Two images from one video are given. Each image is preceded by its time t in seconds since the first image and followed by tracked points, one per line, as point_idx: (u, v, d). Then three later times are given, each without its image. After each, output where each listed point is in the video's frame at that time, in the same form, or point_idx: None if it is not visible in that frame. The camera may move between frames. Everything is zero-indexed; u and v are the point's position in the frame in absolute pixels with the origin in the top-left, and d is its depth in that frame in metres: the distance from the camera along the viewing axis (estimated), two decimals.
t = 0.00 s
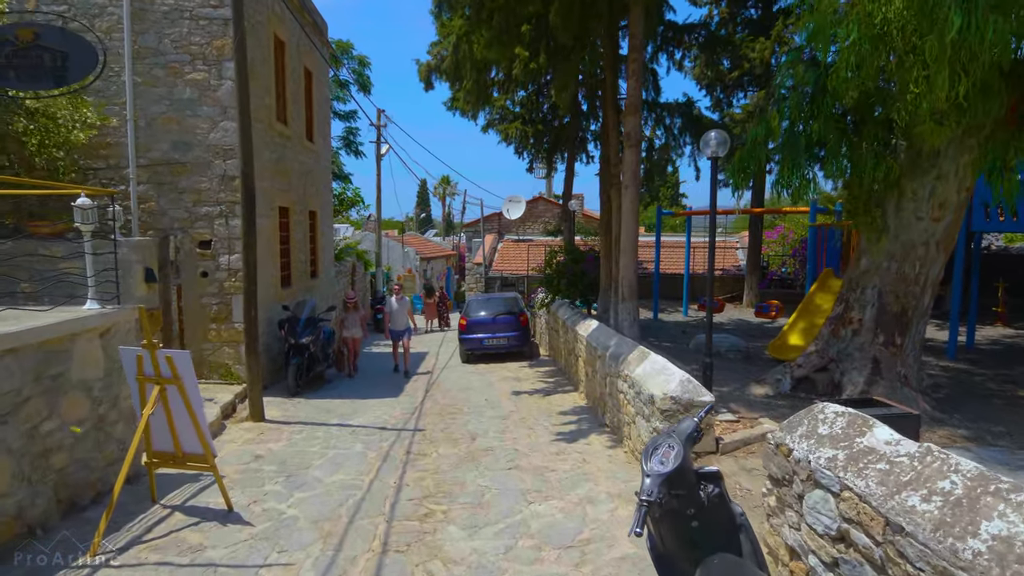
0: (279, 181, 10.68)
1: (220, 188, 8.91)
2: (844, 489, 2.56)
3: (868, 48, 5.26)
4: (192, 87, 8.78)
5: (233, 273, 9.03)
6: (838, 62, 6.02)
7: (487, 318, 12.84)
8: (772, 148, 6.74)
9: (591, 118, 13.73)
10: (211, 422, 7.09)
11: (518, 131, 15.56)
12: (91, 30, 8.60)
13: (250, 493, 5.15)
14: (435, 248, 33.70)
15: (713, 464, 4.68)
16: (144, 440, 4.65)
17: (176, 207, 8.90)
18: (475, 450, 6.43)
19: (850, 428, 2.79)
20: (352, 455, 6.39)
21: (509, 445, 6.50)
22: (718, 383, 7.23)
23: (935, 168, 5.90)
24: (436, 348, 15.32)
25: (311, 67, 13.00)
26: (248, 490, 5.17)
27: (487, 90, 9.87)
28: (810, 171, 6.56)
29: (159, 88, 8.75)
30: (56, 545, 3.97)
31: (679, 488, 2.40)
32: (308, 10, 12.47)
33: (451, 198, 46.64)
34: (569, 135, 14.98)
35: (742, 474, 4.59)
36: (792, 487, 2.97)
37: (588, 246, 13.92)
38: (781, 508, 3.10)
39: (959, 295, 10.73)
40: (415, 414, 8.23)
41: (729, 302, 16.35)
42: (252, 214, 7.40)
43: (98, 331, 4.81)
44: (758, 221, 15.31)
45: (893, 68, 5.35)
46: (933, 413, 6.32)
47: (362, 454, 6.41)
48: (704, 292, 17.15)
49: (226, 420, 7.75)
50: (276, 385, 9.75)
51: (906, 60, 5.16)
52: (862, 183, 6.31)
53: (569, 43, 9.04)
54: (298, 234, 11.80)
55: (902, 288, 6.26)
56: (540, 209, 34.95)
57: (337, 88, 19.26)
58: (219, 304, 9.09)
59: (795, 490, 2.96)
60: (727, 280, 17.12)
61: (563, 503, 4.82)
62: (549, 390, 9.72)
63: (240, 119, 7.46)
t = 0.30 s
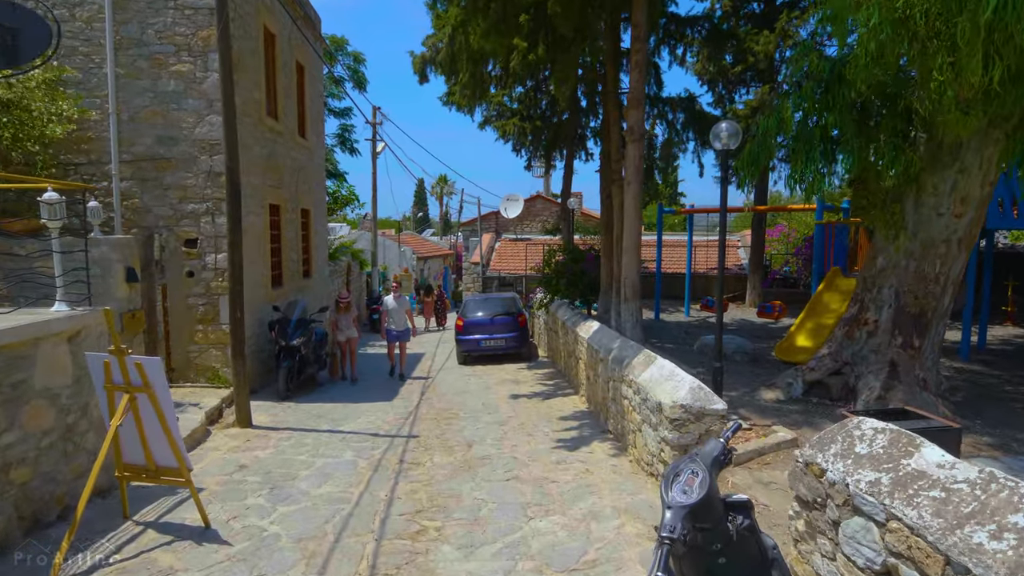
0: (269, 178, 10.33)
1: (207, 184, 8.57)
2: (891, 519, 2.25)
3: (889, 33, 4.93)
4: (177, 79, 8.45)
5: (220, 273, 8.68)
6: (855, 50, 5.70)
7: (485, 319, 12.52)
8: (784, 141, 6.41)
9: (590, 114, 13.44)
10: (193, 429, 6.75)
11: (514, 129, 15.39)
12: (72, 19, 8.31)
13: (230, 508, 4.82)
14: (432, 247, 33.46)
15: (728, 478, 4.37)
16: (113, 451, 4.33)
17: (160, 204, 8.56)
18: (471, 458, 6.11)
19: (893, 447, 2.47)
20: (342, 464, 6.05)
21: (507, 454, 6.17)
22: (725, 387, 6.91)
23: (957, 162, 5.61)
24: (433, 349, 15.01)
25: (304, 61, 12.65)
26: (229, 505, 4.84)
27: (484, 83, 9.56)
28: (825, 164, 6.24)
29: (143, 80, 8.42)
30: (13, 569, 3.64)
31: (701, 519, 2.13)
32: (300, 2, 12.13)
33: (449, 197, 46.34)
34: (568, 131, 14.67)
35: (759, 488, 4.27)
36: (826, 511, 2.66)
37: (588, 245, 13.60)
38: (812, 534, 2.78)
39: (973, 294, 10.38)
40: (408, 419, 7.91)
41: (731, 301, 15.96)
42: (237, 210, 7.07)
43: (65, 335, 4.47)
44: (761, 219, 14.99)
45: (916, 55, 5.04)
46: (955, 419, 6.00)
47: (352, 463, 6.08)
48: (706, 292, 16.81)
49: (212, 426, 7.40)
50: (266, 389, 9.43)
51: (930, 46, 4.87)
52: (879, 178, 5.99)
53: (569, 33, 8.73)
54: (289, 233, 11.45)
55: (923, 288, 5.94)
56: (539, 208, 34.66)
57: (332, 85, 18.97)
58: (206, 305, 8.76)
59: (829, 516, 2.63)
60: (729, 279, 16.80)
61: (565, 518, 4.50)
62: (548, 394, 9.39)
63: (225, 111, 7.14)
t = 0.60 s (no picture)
0: (259, 173, 9.98)
1: (192, 180, 8.22)
2: (958, 557, 1.91)
3: (915, 14, 4.59)
4: (161, 70, 8.10)
5: (207, 272, 8.32)
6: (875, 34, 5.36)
7: (483, 320, 12.17)
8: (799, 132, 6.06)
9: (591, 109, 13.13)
10: (175, 436, 6.39)
11: (512, 126, 15.09)
12: (52, 7, 7.97)
13: (207, 525, 4.47)
14: (430, 248, 33.13)
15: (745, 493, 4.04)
16: (78, 464, 3.99)
17: (144, 200, 8.21)
18: (468, 467, 5.77)
19: (952, 468, 2.15)
20: (330, 474, 5.70)
21: (506, 463, 5.82)
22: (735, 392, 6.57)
23: (984, 153, 5.31)
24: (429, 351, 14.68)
25: (296, 55, 12.31)
26: (207, 522, 4.49)
27: (481, 75, 9.22)
28: (842, 156, 5.91)
29: (126, 72, 8.07)
30: None
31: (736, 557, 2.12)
32: None
33: (447, 198, 46.02)
34: (568, 128, 14.34)
35: (779, 505, 3.93)
36: (869, 541, 2.34)
37: (588, 244, 13.25)
38: (853, 567, 2.44)
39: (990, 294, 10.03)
40: (402, 425, 7.56)
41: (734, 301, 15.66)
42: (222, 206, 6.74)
43: (27, 338, 4.13)
44: (765, 218, 14.65)
45: (939, 39, 4.70)
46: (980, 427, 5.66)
47: (341, 473, 5.73)
48: (708, 292, 16.49)
49: (196, 432, 7.05)
50: (256, 393, 9.08)
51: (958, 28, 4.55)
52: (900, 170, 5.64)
53: (570, 21, 8.39)
54: (281, 231, 11.09)
55: (946, 287, 5.62)
56: (538, 207, 34.32)
57: (328, 81, 18.64)
58: (192, 306, 8.40)
59: (875, 547, 2.30)
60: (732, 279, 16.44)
61: (569, 536, 4.14)
62: (548, 398, 9.04)
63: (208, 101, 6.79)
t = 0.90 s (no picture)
0: (249, 170, 9.63)
1: (177, 176, 7.87)
2: None
3: None
4: (145, 62, 7.76)
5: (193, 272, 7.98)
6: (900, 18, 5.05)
7: (481, 321, 11.83)
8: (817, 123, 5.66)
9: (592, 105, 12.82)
10: (156, 445, 6.05)
11: (512, 121, 14.80)
12: None
13: (181, 546, 4.13)
14: (429, 247, 32.80)
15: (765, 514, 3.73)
16: (38, 482, 3.67)
17: (128, 197, 7.87)
18: (465, 480, 5.43)
19: None
20: (317, 487, 5.36)
21: (505, 475, 5.48)
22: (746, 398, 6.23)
23: (1016, 145, 5.00)
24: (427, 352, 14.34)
25: (289, 48, 11.95)
26: (181, 543, 4.15)
27: (479, 68, 8.88)
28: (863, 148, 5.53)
29: (108, 63, 7.73)
30: None
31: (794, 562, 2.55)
32: None
33: (445, 197, 45.68)
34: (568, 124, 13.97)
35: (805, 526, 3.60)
36: None
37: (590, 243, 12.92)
38: None
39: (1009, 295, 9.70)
40: (396, 432, 7.22)
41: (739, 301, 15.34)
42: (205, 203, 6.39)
43: None
44: (771, 216, 14.30)
45: (973, 21, 4.50)
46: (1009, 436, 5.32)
47: (329, 486, 5.38)
48: (712, 292, 16.16)
49: (180, 440, 6.71)
50: (246, 399, 8.74)
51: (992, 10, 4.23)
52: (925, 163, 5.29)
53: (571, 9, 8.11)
54: (272, 230, 10.72)
55: (974, 288, 5.27)
56: (538, 206, 33.97)
57: (323, 77, 18.33)
58: (178, 307, 8.05)
59: None
60: (737, 279, 16.10)
61: (574, 561, 3.80)
62: (549, 402, 8.70)
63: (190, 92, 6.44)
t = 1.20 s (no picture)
0: (239, 166, 9.28)
1: (163, 171, 7.53)
2: None
3: None
4: (129, 52, 7.41)
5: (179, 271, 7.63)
6: None
7: (480, 322, 11.49)
8: (838, 113, 5.27)
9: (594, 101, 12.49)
10: (136, 455, 5.71)
11: (512, 117, 14.48)
12: None
13: (153, 570, 3.79)
14: (427, 246, 32.43)
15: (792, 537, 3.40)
16: None
17: (111, 193, 7.52)
18: (463, 493, 5.10)
19: None
20: (305, 501, 5.02)
21: (505, 487, 5.15)
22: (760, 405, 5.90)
23: None
24: (425, 353, 14.01)
25: (283, 42, 11.60)
26: (153, 567, 3.81)
27: (478, 60, 8.54)
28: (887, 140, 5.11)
29: (90, 53, 7.38)
30: None
31: None
32: None
33: (444, 196, 45.34)
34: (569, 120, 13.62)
35: (837, 552, 3.26)
36: None
37: (592, 242, 12.58)
38: None
39: None
40: (390, 439, 6.88)
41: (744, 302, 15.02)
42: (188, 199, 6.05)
43: None
44: (777, 215, 13.96)
45: None
46: None
47: (318, 500, 5.04)
48: (716, 293, 15.84)
49: (162, 448, 6.37)
50: (235, 404, 8.40)
51: None
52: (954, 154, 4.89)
53: None
54: (264, 228, 10.35)
55: (1007, 288, 4.94)
56: (538, 204, 33.61)
57: (319, 74, 17.97)
58: (163, 309, 7.70)
59: None
60: (741, 279, 15.76)
61: None
62: (550, 407, 8.36)
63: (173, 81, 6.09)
